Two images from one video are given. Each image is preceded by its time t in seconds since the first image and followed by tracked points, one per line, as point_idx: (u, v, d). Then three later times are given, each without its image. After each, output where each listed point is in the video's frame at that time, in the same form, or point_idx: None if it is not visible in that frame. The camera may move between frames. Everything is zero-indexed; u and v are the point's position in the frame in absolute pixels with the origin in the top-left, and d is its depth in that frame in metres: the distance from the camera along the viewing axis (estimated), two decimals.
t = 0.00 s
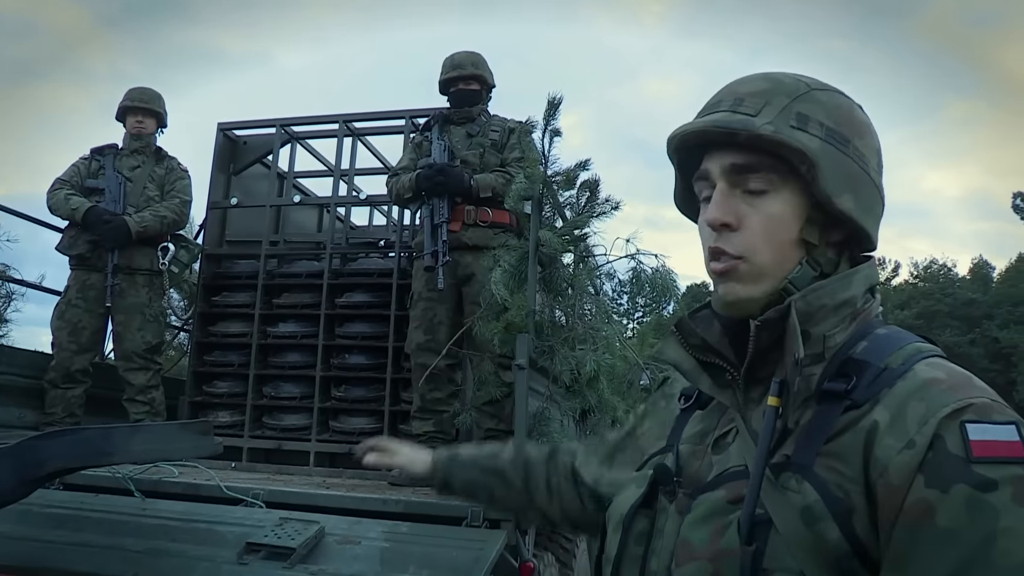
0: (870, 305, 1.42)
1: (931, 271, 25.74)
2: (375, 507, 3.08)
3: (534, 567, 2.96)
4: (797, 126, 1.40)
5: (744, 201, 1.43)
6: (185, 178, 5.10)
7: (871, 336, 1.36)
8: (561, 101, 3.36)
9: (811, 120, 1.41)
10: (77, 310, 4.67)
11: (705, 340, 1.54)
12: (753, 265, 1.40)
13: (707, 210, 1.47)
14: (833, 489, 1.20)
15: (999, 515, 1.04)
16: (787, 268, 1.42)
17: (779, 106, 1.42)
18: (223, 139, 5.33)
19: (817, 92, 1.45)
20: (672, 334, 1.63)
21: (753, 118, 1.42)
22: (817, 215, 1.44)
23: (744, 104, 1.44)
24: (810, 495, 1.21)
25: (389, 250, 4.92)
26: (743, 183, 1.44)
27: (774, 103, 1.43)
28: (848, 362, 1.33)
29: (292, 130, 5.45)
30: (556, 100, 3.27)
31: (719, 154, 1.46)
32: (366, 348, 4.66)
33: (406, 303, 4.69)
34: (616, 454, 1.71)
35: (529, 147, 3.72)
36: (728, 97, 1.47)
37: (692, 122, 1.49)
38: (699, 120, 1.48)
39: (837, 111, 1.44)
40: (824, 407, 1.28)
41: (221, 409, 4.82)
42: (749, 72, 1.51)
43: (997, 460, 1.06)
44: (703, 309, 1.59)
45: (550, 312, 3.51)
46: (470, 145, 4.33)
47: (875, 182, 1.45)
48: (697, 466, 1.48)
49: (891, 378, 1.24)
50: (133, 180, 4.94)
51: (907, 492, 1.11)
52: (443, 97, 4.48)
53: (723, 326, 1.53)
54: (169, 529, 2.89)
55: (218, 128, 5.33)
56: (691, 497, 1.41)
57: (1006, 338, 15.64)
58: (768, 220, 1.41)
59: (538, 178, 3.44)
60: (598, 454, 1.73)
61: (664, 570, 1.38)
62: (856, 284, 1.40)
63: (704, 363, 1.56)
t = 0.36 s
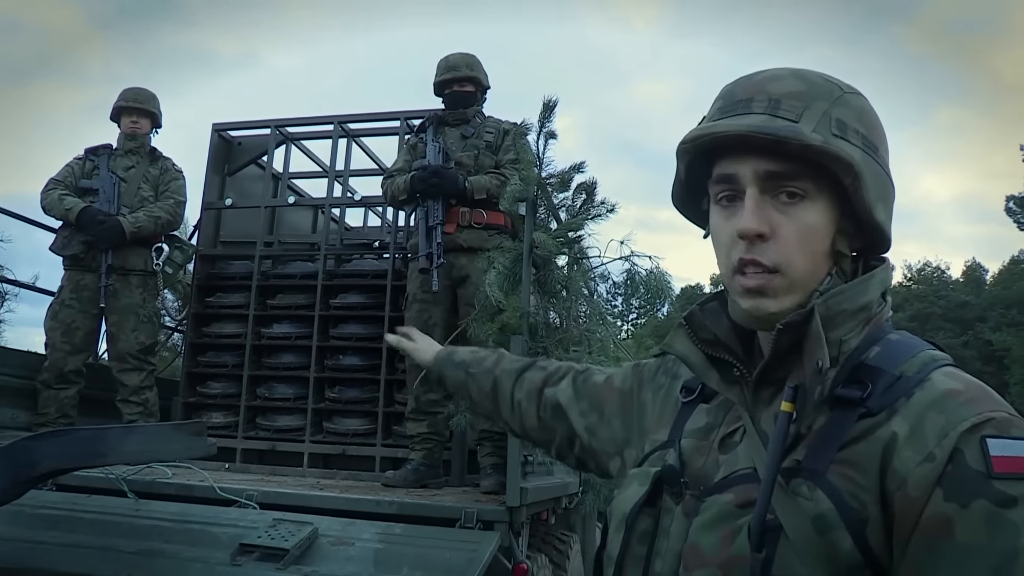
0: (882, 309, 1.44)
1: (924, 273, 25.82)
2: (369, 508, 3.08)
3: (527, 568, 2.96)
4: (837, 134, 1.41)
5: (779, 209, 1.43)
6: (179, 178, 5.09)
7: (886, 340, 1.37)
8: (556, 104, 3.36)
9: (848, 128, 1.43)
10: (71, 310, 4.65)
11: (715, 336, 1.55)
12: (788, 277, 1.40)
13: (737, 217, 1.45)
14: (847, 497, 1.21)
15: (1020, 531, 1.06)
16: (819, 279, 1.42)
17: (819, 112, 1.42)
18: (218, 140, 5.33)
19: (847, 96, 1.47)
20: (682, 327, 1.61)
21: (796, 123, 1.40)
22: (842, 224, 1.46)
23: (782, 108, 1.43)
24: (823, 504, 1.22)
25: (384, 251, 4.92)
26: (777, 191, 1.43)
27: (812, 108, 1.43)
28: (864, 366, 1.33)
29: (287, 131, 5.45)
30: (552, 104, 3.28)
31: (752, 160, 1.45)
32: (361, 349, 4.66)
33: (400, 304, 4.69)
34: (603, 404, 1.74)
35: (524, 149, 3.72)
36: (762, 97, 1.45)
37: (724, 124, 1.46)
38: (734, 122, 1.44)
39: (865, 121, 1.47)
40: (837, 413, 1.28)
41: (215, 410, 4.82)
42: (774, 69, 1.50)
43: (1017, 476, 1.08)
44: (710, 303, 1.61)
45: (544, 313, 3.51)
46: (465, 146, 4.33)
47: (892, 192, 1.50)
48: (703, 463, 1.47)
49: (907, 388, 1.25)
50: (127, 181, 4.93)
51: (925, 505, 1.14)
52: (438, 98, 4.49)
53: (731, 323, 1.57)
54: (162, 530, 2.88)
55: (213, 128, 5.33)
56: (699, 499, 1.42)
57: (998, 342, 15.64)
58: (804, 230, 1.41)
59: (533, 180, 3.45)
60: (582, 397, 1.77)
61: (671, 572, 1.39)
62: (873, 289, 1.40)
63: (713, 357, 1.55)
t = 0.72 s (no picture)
0: (875, 309, 1.46)
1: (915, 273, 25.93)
2: (361, 507, 3.09)
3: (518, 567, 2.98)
4: (837, 132, 1.42)
5: (779, 207, 1.44)
6: (171, 177, 5.08)
7: (879, 342, 1.39)
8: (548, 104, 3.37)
9: (847, 126, 1.44)
10: (62, 309, 4.64)
11: (709, 334, 1.57)
12: (787, 276, 1.40)
13: (736, 215, 1.45)
14: (847, 499, 1.22)
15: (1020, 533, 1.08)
16: (817, 277, 1.43)
17: (818, 109, 1.44)
18: (210, 138, 5.32)
19: (844, 95, 1.49)
20: (674, 324, 1.62)
21: (796, 120, 1.42)
22: (839, 222, 1.48)
23: (781, 104, 1.44)
24: (823, 505, 1.23)
25: (376, 250, 4.91)
26: (777, 188, 1.44)
27: (812, 106, 1.44)
28: (860, 367, 1.35)
29: (280, 130, 5.44)
30: (544, 104, 3.29)
31: (751, 157, 1.45)
32: (352, 348, 4.66)
33: (393, 303, 4.69)
34: (579, 395, 1.75)
35: (516, 149, 3.73)
36: (761, 94, 1.46)
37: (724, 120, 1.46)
38: (734, 118, 1.45)
39: (862, 119, 1.49)
40: (836, 414, 1.30)
41: (206, 409, 4.82)
42: (771, 66, 1.51)
43: (1018, 478, 1.10)
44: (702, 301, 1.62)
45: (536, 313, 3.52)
46: (457, 145, 4.34)
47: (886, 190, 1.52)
48: (697, 464, 1.48)
49: (905, 390, 1.27)
50: (118, 179, 4.92)
51: (927, 507, 1.16)
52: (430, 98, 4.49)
53: (724, 320, 1.59)
54: (154, 529, 2.88)
55: (205, 127, 5.31)
56: (696, 500, 1.42)
57: (989, 341, 15.69)
58: (803, 227, 1.42)
59: (525, 180, 3.46)
60: (557, 388, 1.78)
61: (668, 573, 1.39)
62: (869, 291, 1.42)
63: (706, 356, 1.57)
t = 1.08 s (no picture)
0: (864, 310, 1.46)
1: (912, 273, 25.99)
2: (359, 507, 3.09)
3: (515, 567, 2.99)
4: (829, 134, 1.42)
5: (771, 206, 1.44)
6: (168, 176, 5.07)
7: (868, 342, 1.39)
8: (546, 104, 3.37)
9: (839, 129, 1.45)
10: (59, 309, 4.64)
11: (700, 335, 1.58)
12: (779, 274, 1.41)
13: (729, 214, 1.46)
14: (837, 497, 1.21)
15: (1006, 528, 1.08)
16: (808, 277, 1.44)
17: (811, 111, 1.44)
18: (206, 137, 5.31)
19: (836, 99, 1.49)
20: (665, 325, 1.62)
21: (790, 122, 1.42)
22: (830, 224, 1.48)
23: (775, 106, 1.44)
24: (812, 502, 1.22)
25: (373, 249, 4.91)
26: (769, 189, 1.45)
27: (805, 109, 1.44)
28: (848, 366, 1.35)
29: (277, 129, 5.44)
30: (541, 103, 3.29)
31: (745, 158, 1.46)
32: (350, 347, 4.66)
33: (390, 302, 4.69)
34: (571, 406, 1.75)
35: (514, 148, 3.73)
36: (755, 95, 1.46)
37: (718, 120, 1.46)
38: (728, 118, 1.45)
39: (854, 123, 1.49)
40: (825, 413, 1.29)
41: (203, 408, 4.82)
42: (765, 68, 1.51)
43: (1006, 474, 1.10)
44: (691, 303, 1.62)
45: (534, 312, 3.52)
46: (455, 145, 4.34)
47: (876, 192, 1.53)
48: (687, 464, 1.48)
49: (894, 388, 1.26)
50: (115, 178, 4.91)
51: (915, 504, 1.15)
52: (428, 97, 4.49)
53: (713, 320, 1.60)
54: (151, 528, 2.88)
55: (202, 126, 5.31)
56: (686, 499, 1.42)
57: (985, 341, 15.73)
58: (795, 228, 1.42)
59: (522, 180, 3.45)
60: (547, 399, 1.77)
61: (659, 572, 1.39)
62: (857, 290, 1.42)
63: (696, 357, 1.57)
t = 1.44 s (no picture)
0: (835, 313, 1.44)
1: (914, 274, 25.99)
2: (360, 509, 3.08)
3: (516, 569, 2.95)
4: (810, 141, 1.42)
5: (753, 211, 1.44)
6: (170, 178, 5.08)
7: (838, 341, 1.36)
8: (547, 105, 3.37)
9: (820, 136, 1.44)
10: (60, 310, 4.63)
11: (677, 345, 1.56)
12: (760, 277, 1.41)
13: (712, 217, 1.46)
14: (801, 490, 1.19)
15: (958, 513, 1.05)
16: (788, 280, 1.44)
17: (793, 118, 1.44)
18: (208, 139, 5.31)
19: (818, 107, 1.49)
20: (642, 337, 1.62)
21: (773, 128, 1.42)
22: (810, 229, 1.48)
23: (758, 112, 1.44)
24: (778, 497, 1.20)
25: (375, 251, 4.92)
26: (751, 193, 1.45)
27: (787, 116, 1.44)
28: (817, 365, 1.32)
29: (278, 131, 5.44)
30: (542, 105, 3.29)
31: (728, 162, 1.46)
32: (351, 349, 4.66)
33: (391, 304, 4.69)
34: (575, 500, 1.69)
35: (515, 149, 3.72)
36: (739, 103, 1.46)
37: (703, 126, 1.47)
38: (712, 124, 1.45)
39: (837, 131, 1.49)
40: (791, 410, 1.28)
41: (204, 410, 4.81)
42: (750, 78, 1.51)
43: (958, 461, 1.08)
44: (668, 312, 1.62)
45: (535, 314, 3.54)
46: (456, 146, 4.34)
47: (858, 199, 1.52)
48: (668, 467, 1.48)
49: (855, 383, 1.24)
50: (117, 180, 4.92)
51: (868, 493, 1.12)
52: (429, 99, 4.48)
53: (694, 330, 1.55)
54: (152, 530, 2.88)
55: (203, 128, 5.31)
56: (660, 499, 1.41)
57: (987, 342, 15.74)
58: (776, 232, 1.42)
59: (524, 182, 3.45)
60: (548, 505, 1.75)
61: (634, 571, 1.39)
62: (824, 291, 1.41)
63: (672, 365, 1.57)
